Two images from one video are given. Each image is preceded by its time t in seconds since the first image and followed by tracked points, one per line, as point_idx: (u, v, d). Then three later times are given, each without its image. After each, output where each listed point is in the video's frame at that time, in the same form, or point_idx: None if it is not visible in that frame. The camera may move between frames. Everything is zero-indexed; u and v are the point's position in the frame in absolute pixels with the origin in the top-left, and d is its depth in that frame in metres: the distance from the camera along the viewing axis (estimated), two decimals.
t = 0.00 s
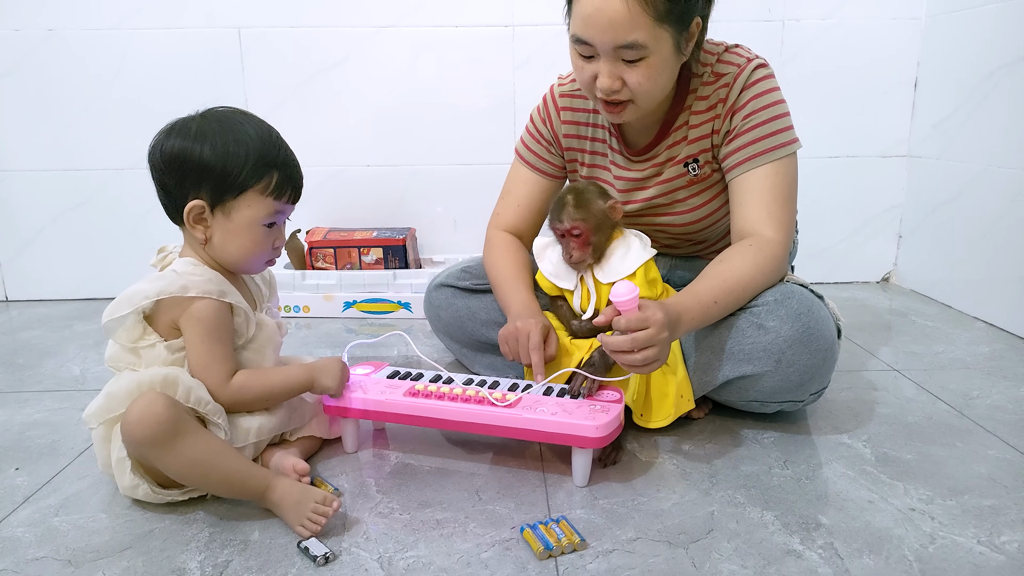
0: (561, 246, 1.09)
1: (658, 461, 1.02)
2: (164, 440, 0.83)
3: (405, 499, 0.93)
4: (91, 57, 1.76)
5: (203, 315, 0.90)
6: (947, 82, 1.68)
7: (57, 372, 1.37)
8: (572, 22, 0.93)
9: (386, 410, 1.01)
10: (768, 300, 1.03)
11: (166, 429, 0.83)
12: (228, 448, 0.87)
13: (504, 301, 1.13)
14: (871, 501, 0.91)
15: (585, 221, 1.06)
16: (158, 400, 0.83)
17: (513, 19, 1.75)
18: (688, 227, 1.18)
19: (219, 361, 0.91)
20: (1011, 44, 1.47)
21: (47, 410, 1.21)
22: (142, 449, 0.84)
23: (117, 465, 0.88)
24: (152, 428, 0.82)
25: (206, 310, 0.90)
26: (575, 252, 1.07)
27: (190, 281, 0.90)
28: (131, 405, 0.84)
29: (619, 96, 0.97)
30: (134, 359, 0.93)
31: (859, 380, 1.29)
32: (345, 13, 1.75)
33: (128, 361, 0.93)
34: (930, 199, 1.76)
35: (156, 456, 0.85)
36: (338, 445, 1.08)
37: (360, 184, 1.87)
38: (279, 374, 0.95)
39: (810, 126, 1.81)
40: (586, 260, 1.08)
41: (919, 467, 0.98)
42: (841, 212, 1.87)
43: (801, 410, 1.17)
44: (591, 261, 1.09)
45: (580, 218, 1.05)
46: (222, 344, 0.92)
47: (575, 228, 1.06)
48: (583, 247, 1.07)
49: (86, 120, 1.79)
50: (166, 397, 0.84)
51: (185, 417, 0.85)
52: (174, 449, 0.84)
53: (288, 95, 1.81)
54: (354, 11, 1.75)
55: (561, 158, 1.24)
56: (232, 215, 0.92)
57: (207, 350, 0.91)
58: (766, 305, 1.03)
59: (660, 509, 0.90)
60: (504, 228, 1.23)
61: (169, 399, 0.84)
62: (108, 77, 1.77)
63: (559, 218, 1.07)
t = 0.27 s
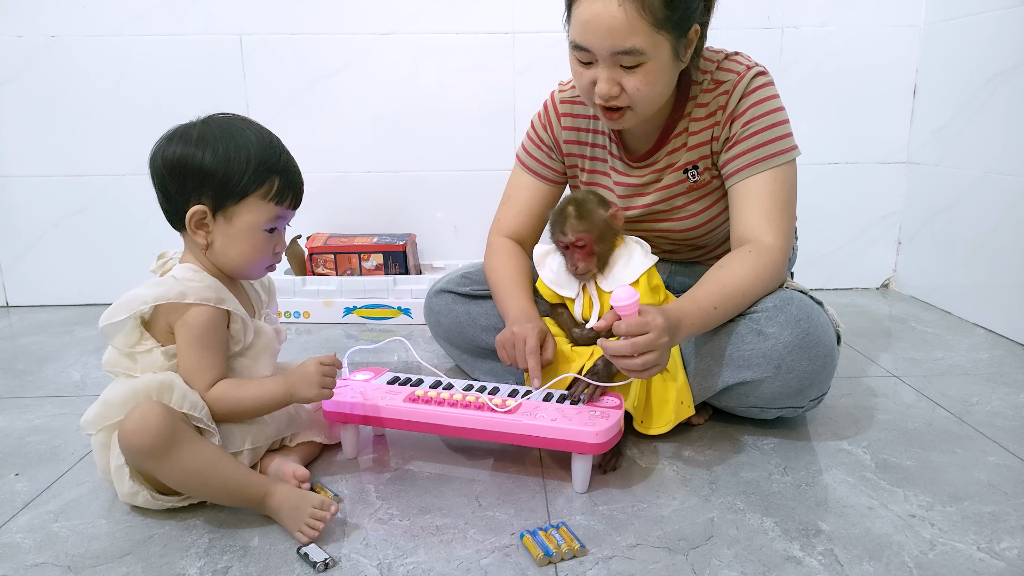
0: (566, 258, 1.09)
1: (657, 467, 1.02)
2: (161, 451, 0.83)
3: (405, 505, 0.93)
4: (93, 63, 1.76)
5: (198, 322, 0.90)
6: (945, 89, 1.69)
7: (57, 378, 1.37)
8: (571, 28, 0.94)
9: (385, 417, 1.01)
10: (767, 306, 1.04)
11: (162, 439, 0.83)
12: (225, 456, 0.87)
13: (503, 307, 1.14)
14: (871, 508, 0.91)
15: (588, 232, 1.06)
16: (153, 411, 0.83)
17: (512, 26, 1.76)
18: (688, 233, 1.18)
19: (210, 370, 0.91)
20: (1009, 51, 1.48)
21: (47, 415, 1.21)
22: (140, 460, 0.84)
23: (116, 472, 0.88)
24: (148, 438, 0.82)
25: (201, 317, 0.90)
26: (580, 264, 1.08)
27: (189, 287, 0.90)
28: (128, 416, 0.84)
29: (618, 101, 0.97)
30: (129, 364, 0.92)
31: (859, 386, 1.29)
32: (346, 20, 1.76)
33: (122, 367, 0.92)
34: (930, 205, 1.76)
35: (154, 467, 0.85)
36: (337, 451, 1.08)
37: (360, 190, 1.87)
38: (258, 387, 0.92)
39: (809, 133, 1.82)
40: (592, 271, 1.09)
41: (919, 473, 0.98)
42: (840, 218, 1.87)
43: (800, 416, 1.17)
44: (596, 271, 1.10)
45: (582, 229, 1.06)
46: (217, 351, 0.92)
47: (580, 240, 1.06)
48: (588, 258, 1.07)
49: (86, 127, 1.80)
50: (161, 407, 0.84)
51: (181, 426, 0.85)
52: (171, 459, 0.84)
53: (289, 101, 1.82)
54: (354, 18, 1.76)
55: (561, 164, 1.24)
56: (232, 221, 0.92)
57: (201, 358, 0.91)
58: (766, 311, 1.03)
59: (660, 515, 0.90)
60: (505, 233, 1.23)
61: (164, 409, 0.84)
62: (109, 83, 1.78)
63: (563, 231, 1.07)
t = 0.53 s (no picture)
0: (567, 263, 1.09)
1: (657, 472, 1.02)
2: (163, 452, 0.83)
3: (405, 510, 0.93)
4: (93, 69, 1.77)
5: (191, 326, 0.90)
6: (944, 93, 1.69)
7: (57, 383, 1.37)
8: (569, 32, 0.94)
9: (385, 421, 1.01)
10: (767, 310, 1.04)
11: (162, 441, 0.83)
12: (226, 459, 0.87)
13: (501, 310, 1.14)
14: (871, 512, 0.90)
15: (590, 239, 1.06)
16: (157, 412, 0.83)
17: (512, 31, 1.76)
18: (688, 237, 1.18)
19: (201, 373, 0.91)
20: (1008, 56, 1.48)
21: (46, 420, 1.21)
22: (142, 460, 0.84)
23: (116, 475, 0.88)
24: (148, 440, 0.82)
25: (195, 322, 0.90)
26: (582, 269, 1.08)
27: (186, 293, 0.90)
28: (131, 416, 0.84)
29: (616, 105, 0.98)
30: (128, 369, 0.92)
31: (859, 391, 1.29)
32: (346, 26, 1.76)
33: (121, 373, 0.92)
34: (929, 210, 1.76)
35: (155, 468, 0.84)
36: (337, 455, 1.08)
37: (360, 195, 1.87)
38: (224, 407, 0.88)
39: (808, 137, 1.82)
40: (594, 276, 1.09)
41: (919, 478, 0.98)
42: (840, 222, 1.87)
43: (800, 420, 1.17)
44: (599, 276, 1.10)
45: (585, 235, 1.06)
46: (211, 357, 0.92)
47: (581, 246, 1.06)
48: (589, 263, 1.07)
49: (87, 132, 1.80)
50: (165, 408, 0.84)
51: (184, 428, 0.85)
52: (173, 460, 0.84)
53: (289, 106, 1.82)
54: (354, 24, 1.76)
55: (561, 168, 1.24)
56: (232, 227, 0.92)
57: (199, 362, 0.91)
58: (766, 315, 1.03)
59: (660, 519, 0.90)
60: (505, 237, 1.24)
61: (168, 410, 0.84)
62: (110, 89, 1.78)
63: (564, 236, 1.07)
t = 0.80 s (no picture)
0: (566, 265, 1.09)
1: (657, 473, 1.02)
2: (163, 451, 0.83)
3: (404, 512, 0.93)
4: (93, 71, 1.77)
5: (192, 329, 0.91)
6: (943, 95, 1.69)
7: (55, 385, 1.37)
8: (568, 32, 0.95)
9: (385, 423, 1.01)
10: (766, 312, 1.04)
11: (164, 438, 0.83)
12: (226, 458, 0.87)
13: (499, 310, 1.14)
14: (871, 513, 0.90)
15: (589, 240, 1.06)
16: (158, 410, 0.83)
17: (512, 33, 1.76)
18: (688, 238, 1.18)
19: (206, 374, 0.91)
20: (1006, 57, 1.49)
21: (45, 422, 1.20)
22: (142, 459, 0.84)
23: (116, 475, 0.88)
24: (151, 437, 0.82)
25: (195, 325, 0.90)
26: (580, 270, 1.08)
27: (184, 295, 0.90)
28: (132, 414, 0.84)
29: (614, 105, 0.98)
30: (127, 372, 0.92)
31: (859, 392, 1.29)
32: (345, 27, 1.76)
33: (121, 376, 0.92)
34: (928, 211, 1.77)
35: (156, 466, 0.84)
36: (336, 457, 1.08)
37: (360, 196, 1.87)
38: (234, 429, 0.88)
39: (808, 139, 1.82)
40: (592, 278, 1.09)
41: (919, 479, 0.98)
42: (839, 224, 1.88)
43: (800, 422, 1.17)
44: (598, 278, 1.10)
45: (583, 236, 1.06)
46: (213, 360, 0.92)
47: (581, 247, 1.06)
48: (588, 265, 1.07)
49: (86, 134, 1.80)
50: (165, 407, 0.84)
51: (185, 427, 0.85)
52: (173, 459, 0.84)
53: (288, 108, 1.82)
54: (354, 25, 1.76)
55: (560, 169, 1.24)
56: (229, 229, 0.92)
57: (199, 364, 0.91)
58: (765, 316, 1.03)
59: (660, 521, 0.90)
60: (505, 237, 1.24)
61: (168, 408, 0.84)
62: (108, 91, 1.78)
63: (564, 237, 1.07)
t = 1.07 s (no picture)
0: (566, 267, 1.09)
1: (656, 475, 1.02)
2: (160, 455, 0.83)
3: (404, 513, 0.93)
4: (93, 73, 1.77)
5: (190, 332, 0.91)
6: (942, 96, 1.70)
7: (55, 387, 1.37)
8: (567, 36, 0.95)
9: (386, 424, 1.01)
10: (766, 313, 1.04)
11: (161, 442, 0.83)
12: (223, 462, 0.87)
13: (496, 311, 1.14)
14: (870, 515, 0.90)
15: (588, 242, 1.06)
16: (155, 414, 0.83)
17: (512, 35, 1.77)
18: (688, 239, 1.18)
19: (205, 378, 0.91)
20: (1005, 59, 1.49)
21: (44, 424, 1.20)
22: (140, 463, 0.84)
23: (114, 479, 0.88)
24: (148, 441, 0.83)
25: (192, 328, 0.91)
26: (579, 273, 1.08)
27: (181, 299, 0.90)
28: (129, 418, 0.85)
29: (613, 108, 0.98)
30: (125, 376, 0.92)
31: (858, 394, 1.29)
32: (345, 29, 1.77)
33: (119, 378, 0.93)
34: (927, 212, 1.77)
35: (153, 470, 0.85)
36: (336, 459, 1.08)
37: (360, 198, 1.87)
38: (236, 438, 0.88)
39: (807, 140, 1.82)
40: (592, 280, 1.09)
41: (918, 480, 0.98)
42: (838, 225, 1.88)
43: (799, 424, 1.17)
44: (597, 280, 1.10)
45: (582, 239, 1.06)
46: (212, 364, 0.92)
47: (579, 250, 1.06)
48: (587, 267, 1.08)
49: (86, 136, 1.80)
50: (162, 411, 0.84)
51: (182, 430, 0.85)
52: (170, 463, 0.84)
53: (287, 110, 1.82)
54: (354, 27, 1.76)
55: (560, 170, 1.25)
56: (226, 232, 0.92)
57: (197, 367, 0.91)
58: (765, 318, 1.03)
59: (659, 523, 0.90)
60: (505, 239, 1.24)
61: (165, 412, 0.84)
62: (108, 94, 1.78)
63: (563, 240, 1.07)
